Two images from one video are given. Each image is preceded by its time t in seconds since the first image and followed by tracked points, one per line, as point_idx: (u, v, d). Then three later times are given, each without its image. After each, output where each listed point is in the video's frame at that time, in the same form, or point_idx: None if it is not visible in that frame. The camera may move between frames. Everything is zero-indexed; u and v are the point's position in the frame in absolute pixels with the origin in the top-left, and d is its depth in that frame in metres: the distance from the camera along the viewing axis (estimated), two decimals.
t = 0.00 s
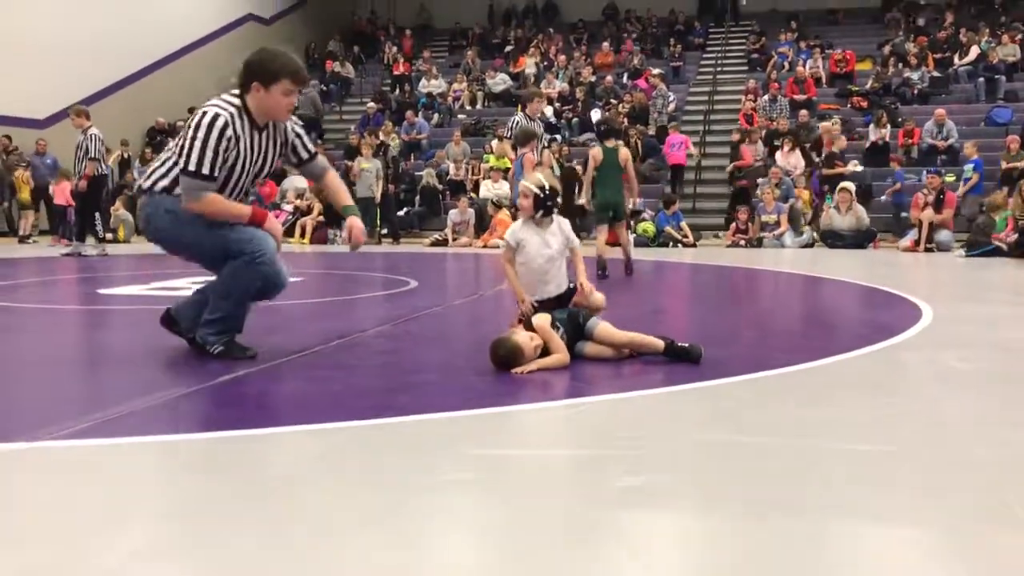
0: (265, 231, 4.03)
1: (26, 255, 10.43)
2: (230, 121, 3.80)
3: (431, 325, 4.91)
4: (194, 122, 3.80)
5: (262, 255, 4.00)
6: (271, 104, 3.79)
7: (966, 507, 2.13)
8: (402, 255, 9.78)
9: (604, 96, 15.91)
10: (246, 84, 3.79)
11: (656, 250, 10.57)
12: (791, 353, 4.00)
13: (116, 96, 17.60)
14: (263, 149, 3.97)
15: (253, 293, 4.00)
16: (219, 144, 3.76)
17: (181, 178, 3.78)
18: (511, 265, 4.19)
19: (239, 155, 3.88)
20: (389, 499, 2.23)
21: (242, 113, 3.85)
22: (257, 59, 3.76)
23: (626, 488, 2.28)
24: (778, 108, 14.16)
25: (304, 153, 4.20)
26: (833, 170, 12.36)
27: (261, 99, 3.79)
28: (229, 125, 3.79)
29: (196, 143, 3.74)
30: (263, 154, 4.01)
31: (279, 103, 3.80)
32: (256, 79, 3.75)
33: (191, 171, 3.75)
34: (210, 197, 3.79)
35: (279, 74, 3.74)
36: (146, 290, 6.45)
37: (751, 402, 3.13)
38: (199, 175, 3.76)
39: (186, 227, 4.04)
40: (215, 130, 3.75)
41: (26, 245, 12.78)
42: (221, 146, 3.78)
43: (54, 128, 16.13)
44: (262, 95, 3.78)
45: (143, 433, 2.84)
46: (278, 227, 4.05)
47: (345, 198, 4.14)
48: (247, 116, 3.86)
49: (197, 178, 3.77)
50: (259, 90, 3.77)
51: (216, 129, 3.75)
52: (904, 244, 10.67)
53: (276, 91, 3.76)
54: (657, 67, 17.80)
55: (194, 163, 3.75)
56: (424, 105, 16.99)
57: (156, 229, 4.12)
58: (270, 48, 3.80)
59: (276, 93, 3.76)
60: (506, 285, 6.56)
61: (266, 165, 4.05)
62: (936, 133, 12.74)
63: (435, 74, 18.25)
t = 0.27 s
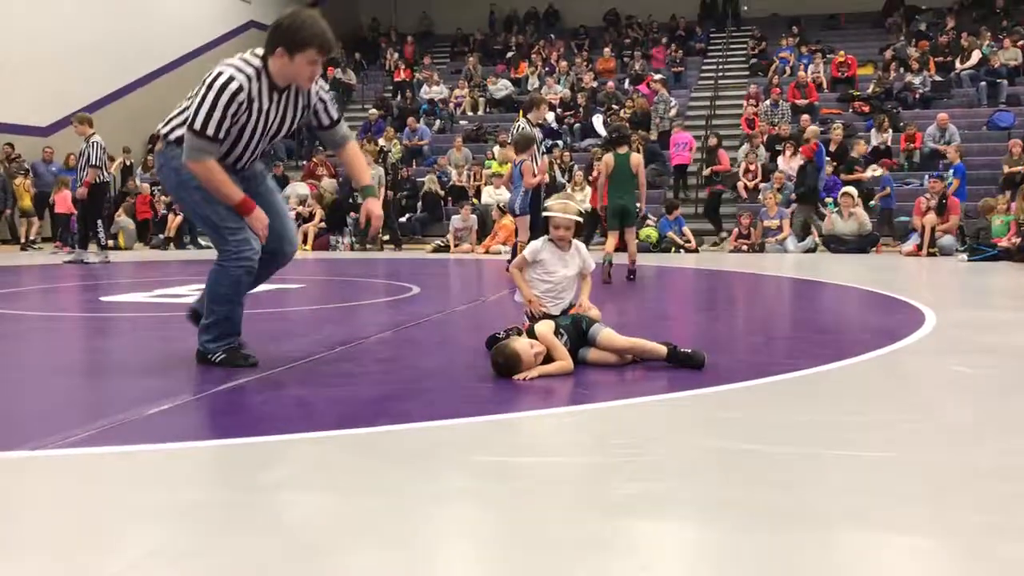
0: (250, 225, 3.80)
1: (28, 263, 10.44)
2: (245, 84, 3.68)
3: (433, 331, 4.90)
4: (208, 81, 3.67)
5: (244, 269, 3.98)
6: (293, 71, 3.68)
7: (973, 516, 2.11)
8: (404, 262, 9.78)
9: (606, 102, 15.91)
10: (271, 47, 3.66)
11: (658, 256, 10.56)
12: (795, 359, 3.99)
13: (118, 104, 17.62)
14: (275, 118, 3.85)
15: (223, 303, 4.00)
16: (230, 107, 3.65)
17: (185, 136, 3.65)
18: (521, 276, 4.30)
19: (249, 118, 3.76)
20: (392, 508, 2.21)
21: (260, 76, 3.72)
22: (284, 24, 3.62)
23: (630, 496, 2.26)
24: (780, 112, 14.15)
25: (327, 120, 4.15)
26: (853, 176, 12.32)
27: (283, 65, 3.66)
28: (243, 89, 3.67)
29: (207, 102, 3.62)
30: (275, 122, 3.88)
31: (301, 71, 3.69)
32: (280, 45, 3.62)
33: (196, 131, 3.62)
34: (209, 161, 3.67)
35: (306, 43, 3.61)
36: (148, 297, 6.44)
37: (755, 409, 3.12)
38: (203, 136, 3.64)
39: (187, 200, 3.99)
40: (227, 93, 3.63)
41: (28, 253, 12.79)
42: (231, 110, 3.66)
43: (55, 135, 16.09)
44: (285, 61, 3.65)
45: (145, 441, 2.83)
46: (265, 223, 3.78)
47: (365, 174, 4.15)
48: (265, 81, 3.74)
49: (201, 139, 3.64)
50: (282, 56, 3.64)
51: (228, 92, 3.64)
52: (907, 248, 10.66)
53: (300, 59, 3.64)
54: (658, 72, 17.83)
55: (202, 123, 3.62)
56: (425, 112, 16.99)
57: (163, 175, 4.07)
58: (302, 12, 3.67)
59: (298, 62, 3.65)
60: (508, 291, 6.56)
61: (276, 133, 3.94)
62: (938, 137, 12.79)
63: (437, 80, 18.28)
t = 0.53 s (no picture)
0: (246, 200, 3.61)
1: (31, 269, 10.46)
2: (282, 44, 3.67)
3: (436, 336, 4.91)
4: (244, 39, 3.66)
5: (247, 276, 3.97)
6: (332, 33, 3.69)
7: (975, 519, 2.11)
8: (406, 266, 9.79)
9: (608, 106, 15.94)
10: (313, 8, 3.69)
11: (661, 259, 10.57)
12: (797, 363, 3.99)
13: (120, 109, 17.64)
14: (309, 85, 3.80)
15: (223, 304, 4.00)
16: (261, 64, 3.61)
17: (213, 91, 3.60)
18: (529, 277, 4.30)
19: (281, 82, 3.72)
20: (393, 512, 2.21)
21: (297, 38, 3.71)
22: None
23: (633, 500, 2.26)
24: (782, 116, 14.17)
25: (352, 97, 4.08)
26: (875, 181, 12.17)
27: (322, 27, 3.68)
28: (278, 48, 3.65)
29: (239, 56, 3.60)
30: (308, 92, 3.83)
31: (340, 34, 3.71)
32: (322, 5, 3.66)
33: (225, 85, 3.57)
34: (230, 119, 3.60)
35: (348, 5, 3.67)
36: (152, 302, 6.46)
37: (756, 412, 3.12)
38: (229, 89, 3.58)
39: (211, 190, 3.98)
40: (261, 49, 3.61)
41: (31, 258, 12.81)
42: (261, 69, 3.63)
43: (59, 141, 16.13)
44: (325, 23, 3.67)
45: (149, 446, 2.84)
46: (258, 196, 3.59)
47: (365, 160, 4.10)
48: (303, 45, 3.72)
49: (230, 93, 3.59)
50: (322, 17, 3.67)
51: (263, 47, 3.62)
52: (909, 252, 10.64)
53: (340, 21, 3.68)
54: (660, 76, 17.87)
55: (232, 76, 3.57)
56: (427, 116, 17.01)
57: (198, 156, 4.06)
58: None
59: (339, 23, 3.68)
60: (510, 296, 6.56)
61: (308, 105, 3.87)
62: (940, 140, 12.81)
63: (439, 85, 18.34)
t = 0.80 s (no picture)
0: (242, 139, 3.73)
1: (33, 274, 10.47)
2: (337, 9, 3.70)
3: (438, 340, 4.90)
4: None
5: (264, 273, 3.77)
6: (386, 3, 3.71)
7: (985, 524, 2.10)
8: (408, 271, 9.81)
9: (609, 110, 15.96)
10: None
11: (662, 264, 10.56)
12: (800, 367, 3.98)
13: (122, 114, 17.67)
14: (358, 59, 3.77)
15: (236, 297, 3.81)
16: (310, 20, 3.65)
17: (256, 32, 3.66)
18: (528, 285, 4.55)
19: (328, 45, 3.72)
20: (400, 518, 2.20)
21: (354, 7, 3.73)
22: None
23: (637, 505, 2.26)
24: (783, 120, 14.18)
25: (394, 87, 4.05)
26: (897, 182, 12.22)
27: None
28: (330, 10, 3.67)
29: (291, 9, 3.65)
30: (357, 67, 3.81)
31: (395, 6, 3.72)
32: None
33: (271, 33, 3.62)
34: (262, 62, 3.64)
35: None
36: (153, 306, 6.47)
37: (759, 417, 3.12)
38: (272, 33, 3.62)
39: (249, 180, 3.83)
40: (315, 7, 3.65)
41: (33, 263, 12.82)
42: (310, 26, 3.65)
43: (61, 146, 16.16)
44: None
45: (152, 451, 2.84)
46: (253, 140, 3.72)
47: (378, 146, 4.19)
48: (358, 16, 3.75)
49: (271, 41, 3.63)
50: None
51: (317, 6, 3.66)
52: (911, 255, 10.60)
53: None
54: (661, 81, 17.89)
55: (279, 27, 3.62)
56: (429, 121, 17.03)
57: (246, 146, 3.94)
58: None
59: None
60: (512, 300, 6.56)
61: (357, 84, 3.84)
62: (942, 145, 12.80)
63: (441, 90, 18.37)
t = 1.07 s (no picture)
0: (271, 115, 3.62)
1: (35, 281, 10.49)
2: None
3: (440, 346, 4.91)
4: None
5: (310, 268, 3.65)
6: None
7: (987, 530, 2.10)
8: (410, 277, 9.83)
9: (611, 117, 15.99)
10: None
11: (664, 270, 10.58)
12: (802, 373, 3.98)
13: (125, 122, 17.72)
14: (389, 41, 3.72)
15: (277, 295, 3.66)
16: None
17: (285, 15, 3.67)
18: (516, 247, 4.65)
19: (357, 28, 3.69)
20: (398, 525, 2.20)
21: None
22: None
23: (639, 512, 2.26)
24: (784, 126, 14.20)
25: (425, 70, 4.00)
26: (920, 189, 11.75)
27: None
28: None
29: None
30: (389, 51, 3.76)
31: None
32: None
33: (298, 15, 3.62)
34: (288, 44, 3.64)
35: None
36: (156, 313, 6.48)
37: (761, 424, 3.11)
38: (300, 14, 3.62)
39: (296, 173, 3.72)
40: None
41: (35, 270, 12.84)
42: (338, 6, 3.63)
43: (63, 153, 16.17)
44: None
45: (154, 457, 2.84)
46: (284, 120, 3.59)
47: (421, 135, 4.30)
48: None
49: (299, 24, 3.63)
50: None
51: None
52: (913, 262, 10.62)
53: None
54: (663, 87, 17.93)
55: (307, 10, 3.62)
56: (432, 128, 17.07)
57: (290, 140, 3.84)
58: None
59: None
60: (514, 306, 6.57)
61: (391, 65, 3.78)
62: (944, 151, 12.80)
63: (443, 96, 18.42)
